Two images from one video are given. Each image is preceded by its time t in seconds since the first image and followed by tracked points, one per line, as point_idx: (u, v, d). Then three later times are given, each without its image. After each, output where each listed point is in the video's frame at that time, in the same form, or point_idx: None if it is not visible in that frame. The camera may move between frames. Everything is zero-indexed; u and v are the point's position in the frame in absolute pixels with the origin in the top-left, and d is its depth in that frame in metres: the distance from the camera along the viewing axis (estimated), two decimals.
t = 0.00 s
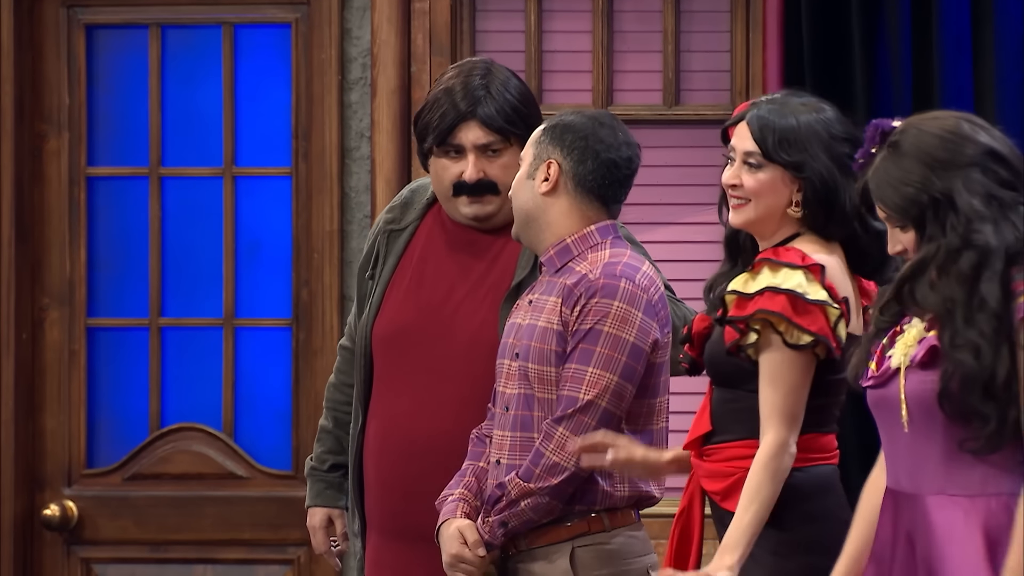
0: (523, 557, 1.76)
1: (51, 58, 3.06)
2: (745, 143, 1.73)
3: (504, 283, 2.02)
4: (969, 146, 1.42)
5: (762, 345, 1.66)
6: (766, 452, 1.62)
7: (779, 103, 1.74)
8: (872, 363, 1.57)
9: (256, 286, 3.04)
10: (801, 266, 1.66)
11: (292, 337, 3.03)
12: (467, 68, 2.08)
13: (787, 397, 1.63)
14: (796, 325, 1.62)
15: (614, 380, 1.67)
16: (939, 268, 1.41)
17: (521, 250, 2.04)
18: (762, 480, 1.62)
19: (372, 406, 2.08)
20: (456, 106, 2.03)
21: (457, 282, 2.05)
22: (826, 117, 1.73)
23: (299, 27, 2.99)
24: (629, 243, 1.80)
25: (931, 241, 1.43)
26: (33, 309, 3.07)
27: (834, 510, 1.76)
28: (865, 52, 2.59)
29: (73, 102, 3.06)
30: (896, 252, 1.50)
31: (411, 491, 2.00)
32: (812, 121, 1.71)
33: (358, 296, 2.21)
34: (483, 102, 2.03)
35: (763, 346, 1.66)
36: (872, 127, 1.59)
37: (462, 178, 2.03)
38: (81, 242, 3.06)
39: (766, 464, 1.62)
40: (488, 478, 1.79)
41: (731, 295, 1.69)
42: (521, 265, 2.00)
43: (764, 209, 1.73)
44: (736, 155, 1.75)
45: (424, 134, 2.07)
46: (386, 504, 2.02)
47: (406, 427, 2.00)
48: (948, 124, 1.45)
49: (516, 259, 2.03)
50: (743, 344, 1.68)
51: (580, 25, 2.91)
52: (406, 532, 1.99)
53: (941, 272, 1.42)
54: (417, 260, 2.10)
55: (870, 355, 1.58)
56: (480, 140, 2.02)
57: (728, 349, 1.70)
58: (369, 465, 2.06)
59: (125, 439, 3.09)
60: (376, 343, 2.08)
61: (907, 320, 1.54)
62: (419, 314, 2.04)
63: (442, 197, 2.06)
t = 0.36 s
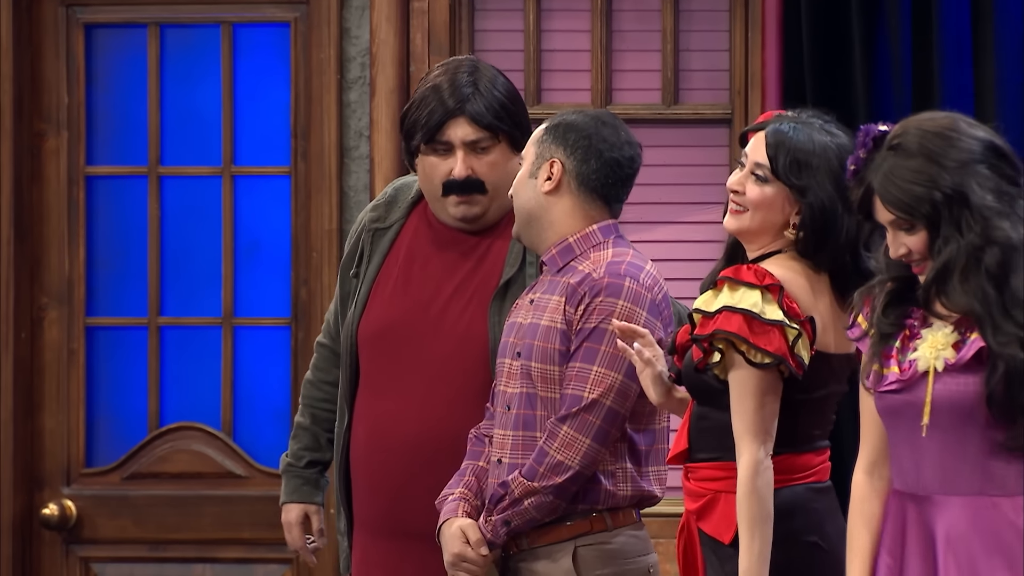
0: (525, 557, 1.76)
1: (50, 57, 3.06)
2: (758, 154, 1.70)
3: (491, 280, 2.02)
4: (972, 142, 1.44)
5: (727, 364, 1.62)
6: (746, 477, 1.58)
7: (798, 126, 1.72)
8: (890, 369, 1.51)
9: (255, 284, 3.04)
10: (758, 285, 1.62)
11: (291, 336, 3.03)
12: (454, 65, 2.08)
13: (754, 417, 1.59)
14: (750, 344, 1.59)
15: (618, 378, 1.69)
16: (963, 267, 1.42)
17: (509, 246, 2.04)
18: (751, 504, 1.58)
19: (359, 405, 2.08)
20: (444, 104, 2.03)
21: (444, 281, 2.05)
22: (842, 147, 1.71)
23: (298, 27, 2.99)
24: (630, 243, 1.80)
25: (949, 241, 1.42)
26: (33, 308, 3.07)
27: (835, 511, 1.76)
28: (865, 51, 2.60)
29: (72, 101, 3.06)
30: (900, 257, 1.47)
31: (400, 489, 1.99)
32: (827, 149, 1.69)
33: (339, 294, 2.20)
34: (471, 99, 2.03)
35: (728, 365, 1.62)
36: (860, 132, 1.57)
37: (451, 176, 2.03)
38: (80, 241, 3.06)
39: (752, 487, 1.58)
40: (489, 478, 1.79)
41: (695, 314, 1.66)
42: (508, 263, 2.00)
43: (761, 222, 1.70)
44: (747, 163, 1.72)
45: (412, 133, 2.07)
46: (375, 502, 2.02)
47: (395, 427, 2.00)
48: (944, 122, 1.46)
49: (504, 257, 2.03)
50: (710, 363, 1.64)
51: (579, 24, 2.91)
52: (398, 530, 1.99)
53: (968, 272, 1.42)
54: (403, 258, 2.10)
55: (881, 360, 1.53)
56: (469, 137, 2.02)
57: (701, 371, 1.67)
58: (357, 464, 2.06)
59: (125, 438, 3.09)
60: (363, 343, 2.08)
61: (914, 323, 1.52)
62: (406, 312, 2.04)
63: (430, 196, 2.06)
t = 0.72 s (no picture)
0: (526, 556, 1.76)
1: (50, 56, 3.06)
2: (733, 144, 1.65)
3: (490, 279, 2.02)
4: (982, 139, 1.44)
5: (767, 359, 1.55)
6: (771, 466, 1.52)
7: (770, 106, 1.66)
8: (904, 370, 1.50)
9: (255, 283, 3.04)
10: (807, 281, 1.56)
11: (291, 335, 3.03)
12: (443, 63, 2.09)
13: (786, 415, 1.54)
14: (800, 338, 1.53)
15: (618, 377, 1.69)
16: (973, 261, 1.41)
17: (506, 244, 2.04)
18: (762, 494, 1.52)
19: (357, 405, 2.08)
20: (434, 102, 2.04)
21: (442, 280, 2.05)
22: (818, 121, 1.64)
23: (298, 26, 2.99)
24: (630, 242, 1.80)
25: (956, 236, 1.42)
26: (33, 307, 3.07)
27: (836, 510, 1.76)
28: (866, 50, 2.60)
29: (72, 100, 3.06)
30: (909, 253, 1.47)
31: (398, 488, 1.99)
32: (800, 123, 1.63)
33: (332, 294, 2.19)
34: (460, 97, 2.04)
35: (766, 360, 1.55)
36: (874, 129, 1.56)
37: (443, 174, 2.03)
38: (81, 240, 3.06)
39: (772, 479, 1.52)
40: (490, 478, 1.79)
41: (733, 307, 1.59)
42: (506, 260, 2.01)
43: (754, 210, 1.63)
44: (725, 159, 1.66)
45: (402, 134, 2.06)
46: (372, 500, 2.02)
47: (393, 426, 2.00)
48: (955, 120, 1.46)
49: (502, 254, 2.03)
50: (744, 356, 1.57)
51: (579, 23, 2.91)
52: (395, 528, 1.99)
53: (978, 268, 1.41)
54: (399, 258, 2.10)
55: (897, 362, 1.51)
56: (461, 135, 2.03)
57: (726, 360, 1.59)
58: (355, 463, 2.06)
59: (125, 437, 3.09)
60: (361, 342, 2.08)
61: (925, 323, 1.51)
62: (403, 311, 2.04)
63: (422, 196, 2.06)
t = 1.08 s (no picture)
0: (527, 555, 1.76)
1: (50, 54, 3.06)
2: (709, 138, 1.67)
3: (489, 280, 2.02)
4: (993, 127, 1.41)
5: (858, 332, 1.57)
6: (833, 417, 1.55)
7: (740, 92, 1.68)
8: (897, 364, 1.46)
9: (255, 282, 3.04)
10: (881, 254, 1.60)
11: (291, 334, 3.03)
12: (434, 64, 2.09)
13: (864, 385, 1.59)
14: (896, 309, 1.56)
15: (624, 377, 1.70)
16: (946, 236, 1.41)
17: (505, 244, 2.04)
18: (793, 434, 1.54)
19: (358, 407, 2.08)
20: (424, 103, 2.03)
21: (441, 281, 2.05)
22: (790, 100, 1.65)
23: (298, 25, 2.99)
24: (635, 243, 1.83)
25: (936, 209, 1.42)
26: (33, 306, 3.07)
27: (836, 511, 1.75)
28: (865, 48, 2.60)
29: (72, 99, 3.06)
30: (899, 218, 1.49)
31: (398, 490, 1.99)
32: (771, 106, 1.64)
33: (332, 298, 2.20)
34: (450, 97, 2.04)
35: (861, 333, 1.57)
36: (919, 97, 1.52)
37: (436, 175, 2.03)
38: (81, 238, 3.06)
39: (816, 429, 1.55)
40: (490, 478, 1.79)
41: (816, 287, 1.58)
42: (506, 260, 2.01)
43: (745, 198, 1.65)
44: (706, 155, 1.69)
45: (394, 135, 2.06)
46: (373, 501, 2.02)
47: (394, 428, 2.00)
48: (977, 103, 1.44)
49: (501, 255, 2.03)
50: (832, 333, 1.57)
51: (579, 22, 2.92)
52: (396, 529, 1.99)
53: (949, 245, 1.41)
54: (398, 260, 2.10)
55: (889, 358, 1.47)
56: (451, 135, 2.02)
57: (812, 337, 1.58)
58: (358, 466, 2.06)
59: (125, 436, 3.09)
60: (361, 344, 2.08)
61: (920, 318, 1.46)
62: (402, 314, 2.04)
63: (417, 197, 2.07)
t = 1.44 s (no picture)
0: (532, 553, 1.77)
1: (49, 52, 3.05)
2: (718, 144, 1.67)
3: (489, 282, 2.03)
4: (998, 121, 1.43)
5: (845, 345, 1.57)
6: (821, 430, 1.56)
7: (748, 100, 1.68)
8: (888, 356, 1.48)
9: (254, 281, 3.04)
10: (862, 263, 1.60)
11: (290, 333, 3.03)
12: (426, 65, 2.09)
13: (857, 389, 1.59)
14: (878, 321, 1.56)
15: (631, 377, 1.70)
16: (940, 223, 1.43)
17: (503, 246, 2.05)
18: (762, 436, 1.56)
19: (359, 410, 2.08)
20: (417, 104, 2.04)
21: (440, 283, 2.05)
22: (798, 108, 1.66)
23: (297, 24, 2.99)
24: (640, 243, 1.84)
25: (934, 197, 1.45)
26: (32, 304, 3.07)
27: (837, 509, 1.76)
28: (863, 46, 2.61)
29: (71, 98, 3.05)
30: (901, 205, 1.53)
31: (400, 491, 2.00)
32: (780, 112, 1.65)
33: (330, 303, 2.20)
34: (444, 98, 2.04)
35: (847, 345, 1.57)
36: (940, 93, 1.57)
37: (430, 176, 2.03)
38: (80, 237, 3.06)
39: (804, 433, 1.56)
40: (492, 478, 1.79)
41: (803, 297, 1.58)
42: (506, 261, 2.02)
43: (751, 206, 1.65)
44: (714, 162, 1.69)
45: (388, 138, 2.06)
46: (376, 502, 2.02)
47: (395, 431, 2.01)
48: (987, 99, 1.46)
49: (500, 256, 2.04)
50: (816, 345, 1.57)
51: (579, 21, 2.92)
52: (399, 528, 1.99)
53: (943, 232, 1.43)
54: (396, 263, 2.11)
55: (881, 350, 1.49)
56: (445, 136, 2.03)
57: (796, 349, 1.57)
58: (359, 469, 2.06)
59: (124, 434, 3.09)
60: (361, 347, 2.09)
61: (912, 309, 1.48)
62: (403, 316, 2.04)
63: (412, 199, 2.06)
